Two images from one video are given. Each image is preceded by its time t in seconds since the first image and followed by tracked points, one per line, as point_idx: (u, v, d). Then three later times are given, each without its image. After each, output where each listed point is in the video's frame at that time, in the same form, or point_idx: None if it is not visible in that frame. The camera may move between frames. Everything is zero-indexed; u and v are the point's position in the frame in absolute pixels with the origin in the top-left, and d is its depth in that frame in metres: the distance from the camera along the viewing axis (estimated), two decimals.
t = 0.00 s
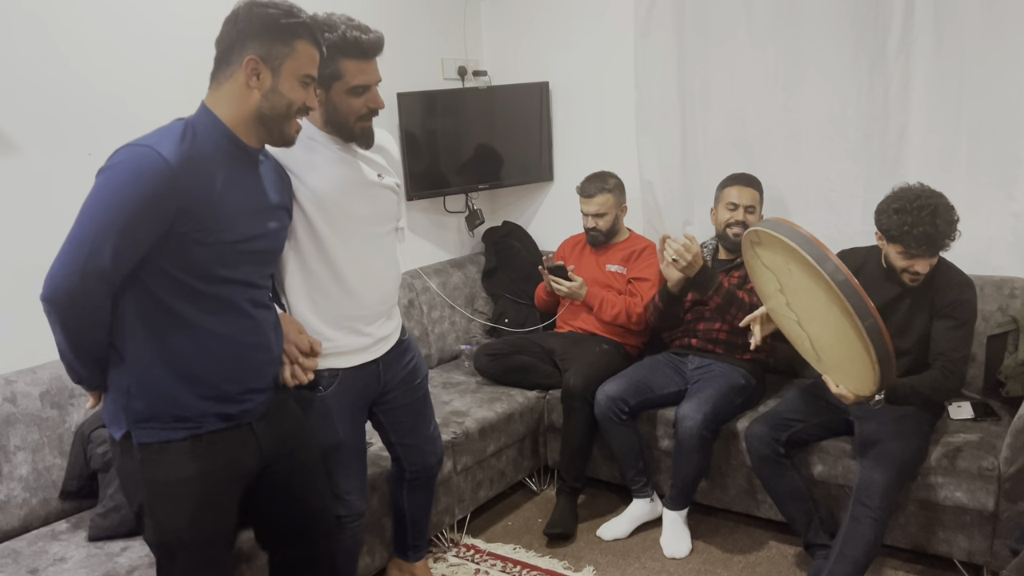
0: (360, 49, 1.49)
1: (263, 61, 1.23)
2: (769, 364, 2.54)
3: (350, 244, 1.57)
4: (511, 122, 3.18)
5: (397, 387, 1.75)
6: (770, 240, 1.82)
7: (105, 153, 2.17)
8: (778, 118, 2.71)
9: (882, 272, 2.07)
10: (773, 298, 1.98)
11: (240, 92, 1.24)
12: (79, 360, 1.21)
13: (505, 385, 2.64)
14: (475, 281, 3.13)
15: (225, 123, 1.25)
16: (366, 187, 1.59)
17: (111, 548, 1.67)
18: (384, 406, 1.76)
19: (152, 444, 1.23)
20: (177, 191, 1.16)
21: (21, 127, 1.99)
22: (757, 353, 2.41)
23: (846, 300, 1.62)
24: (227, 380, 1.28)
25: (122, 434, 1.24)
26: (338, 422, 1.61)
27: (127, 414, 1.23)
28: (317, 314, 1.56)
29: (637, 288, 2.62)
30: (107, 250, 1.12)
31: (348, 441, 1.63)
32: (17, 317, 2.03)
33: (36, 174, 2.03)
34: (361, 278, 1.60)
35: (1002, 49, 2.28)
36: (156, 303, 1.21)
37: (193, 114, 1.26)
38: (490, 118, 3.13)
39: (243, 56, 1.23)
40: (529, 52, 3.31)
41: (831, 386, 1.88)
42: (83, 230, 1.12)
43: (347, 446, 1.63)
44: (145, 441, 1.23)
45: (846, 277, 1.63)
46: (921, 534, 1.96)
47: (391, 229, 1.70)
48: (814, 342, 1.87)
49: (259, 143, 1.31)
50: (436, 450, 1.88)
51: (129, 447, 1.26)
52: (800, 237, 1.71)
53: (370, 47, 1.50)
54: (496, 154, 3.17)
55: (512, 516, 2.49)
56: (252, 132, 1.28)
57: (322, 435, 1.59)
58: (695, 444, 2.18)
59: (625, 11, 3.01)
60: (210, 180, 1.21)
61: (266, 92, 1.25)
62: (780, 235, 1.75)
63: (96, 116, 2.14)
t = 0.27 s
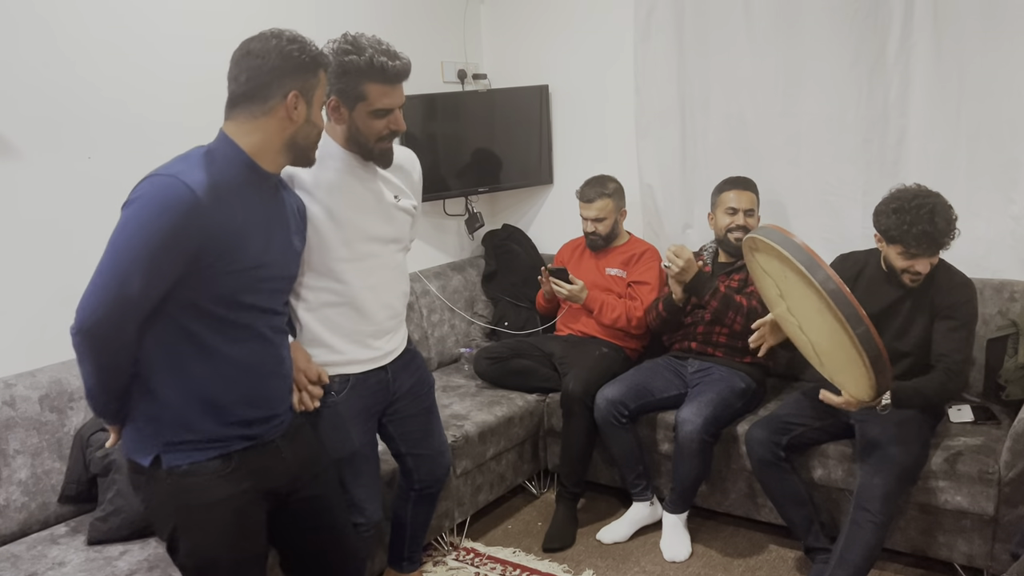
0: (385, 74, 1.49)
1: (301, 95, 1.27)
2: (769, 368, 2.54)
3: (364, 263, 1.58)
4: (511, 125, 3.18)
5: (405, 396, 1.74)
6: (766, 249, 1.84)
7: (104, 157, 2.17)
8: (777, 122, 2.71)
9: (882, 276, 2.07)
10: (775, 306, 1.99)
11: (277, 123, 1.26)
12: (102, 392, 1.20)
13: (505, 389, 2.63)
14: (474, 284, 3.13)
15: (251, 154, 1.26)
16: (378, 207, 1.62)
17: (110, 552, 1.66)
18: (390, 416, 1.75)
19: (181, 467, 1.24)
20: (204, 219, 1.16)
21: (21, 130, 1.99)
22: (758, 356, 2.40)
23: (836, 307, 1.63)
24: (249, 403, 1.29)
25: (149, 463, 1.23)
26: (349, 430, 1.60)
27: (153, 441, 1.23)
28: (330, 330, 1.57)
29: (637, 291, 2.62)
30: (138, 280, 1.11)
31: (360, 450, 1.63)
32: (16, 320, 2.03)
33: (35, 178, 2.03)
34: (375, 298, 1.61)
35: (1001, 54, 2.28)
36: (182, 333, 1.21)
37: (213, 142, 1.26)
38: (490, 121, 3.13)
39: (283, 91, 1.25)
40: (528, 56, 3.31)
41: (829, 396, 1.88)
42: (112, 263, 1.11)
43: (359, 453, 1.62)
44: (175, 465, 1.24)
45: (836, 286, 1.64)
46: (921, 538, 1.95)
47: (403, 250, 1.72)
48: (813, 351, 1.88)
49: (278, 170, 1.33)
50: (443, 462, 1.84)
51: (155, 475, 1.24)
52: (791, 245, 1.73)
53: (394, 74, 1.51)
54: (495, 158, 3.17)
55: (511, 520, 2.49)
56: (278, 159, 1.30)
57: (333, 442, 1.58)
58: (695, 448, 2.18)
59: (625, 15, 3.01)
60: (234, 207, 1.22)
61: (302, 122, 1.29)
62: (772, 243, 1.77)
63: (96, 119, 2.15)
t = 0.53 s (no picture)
0: (408, 61, 1.50)
1: (343, 85, 1.30)
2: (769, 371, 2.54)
3: (390, 255, 1.58)
4: (510, 127, 3.19)
5: (421, 397, 1.72)
6: (767, 233, 1.81)
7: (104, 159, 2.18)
8: (776, 124, 2.71)
9: (881, 278, 2.07)
10: (773, 291, 1.97)
11: (320, 113, 1.29)
12: (140, 361, 1.21)
13: (504, 392, 2.63)
14: (474, 286, 3.13)
15: (297, 143, 1.29)
16: (405, 200, 1.61)
17: (110, 555, 1.66)
18: (405, 417, 1.73)
19: (202, 445, 1.24)
20: (256, 201, 1.18)
21: (21, 132, 1.99)
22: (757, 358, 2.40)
23: (845, 286, 1.61)
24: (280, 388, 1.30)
25: (172, 437, 1.24)
26: (362, 425, 1.60)
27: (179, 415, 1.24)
28: (352, 321, 1.57)
29: (636, 294, 2.62)
30: (187, 255, 1.13)
31: (372, 444, 1.62)
32: (15, 323, 2.02)
33: (35, 182, 2.03)
34: (400, 292, 1.61)
35: (999, 56, 2.29)
36: (224, 312, 1.23)
37: (257, 126, 1.28)
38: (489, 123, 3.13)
39: (326, 82, 1.28)
40: (528, 59, 3.32)
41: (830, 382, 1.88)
42: (164, 235, 1.13)
43: (370, 449, 1.61)
44: (196, 443, 1.24)
45: (842, 265, 1.62)
46: (921, 540, 1.95)
47: (431, 246, 1.71)
48: (814, 338, 1.87)
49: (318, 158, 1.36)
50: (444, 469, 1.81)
51: (178, 449, 1.25)
52: (795, 226, 1.71)
53: (417, 60, 1.51)
54: (495, 160, 3.17)
55: (511, 523, 2.49)
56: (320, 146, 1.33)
57: (345, 436, 1.59)
58: (694, 449, 2.18)
59: (624, 18, 3.02)
60: (283, 193, 1.24)
61: (343, 112, 1.32)
62: (775, 225, 1.75)
63: (96, 121, 2.15)
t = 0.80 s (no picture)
0: (420, 52, 1.50)
1: (355, 75, 1.28)
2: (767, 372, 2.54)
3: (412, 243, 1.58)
4: (509, 128, 3.19)
5: (442, 393, 1.70)
6: (770, 237, 1.82)
7: (102, 161, 2.17)
8: (775, 125, 2.71)
9: (880, 278, 2.07)
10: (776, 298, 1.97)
11: (336, 104, 1.28)
12: (162, 352, 1.21)
13: (503, 393, 2.63)
14: (472, 288, 3.14)
15: (314, 134, 1.28)
16: (422, 188, 1.61)
17: (108, 557, 1.66)
18: (427, 413, 1.70)
19: (223, 433, 1.23)
20: (273, 190, 1.17)
21: (19, 131, 1.99)
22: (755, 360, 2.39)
23: (845, 290, 1.61)
24: (299, 378, 1.29)
25: (195, 426, 1.24)
26: (391, 417, 1.58)
27: (201, 404, 1.24)
28: (379, 310, 1.56)
29: (635, 295, 2.62)
30: (206, 244, 1.13)
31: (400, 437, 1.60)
32: (12, 324, 2.02)
33: (33, 183, 2.03)
34: (423, 279, 1.60)
35: (997, 58, 2.29)
36: (244, 302, 1.22)
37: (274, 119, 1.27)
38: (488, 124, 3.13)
39: (338, 73, 1.26)
40: (526, 60, 3.32)
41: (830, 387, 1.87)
42: (183, 226, 1.13)
43: (396, 442, 1.59)
44: (218, 431, 1.23)
45: (843, 269, 1.63)
46: (920, 540, 1.95)
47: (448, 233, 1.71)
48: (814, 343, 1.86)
49: (338, 150, 1.34)
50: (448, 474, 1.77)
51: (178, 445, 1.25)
52: (797, 231, 1.71)
53: (429, 51, 1.51)
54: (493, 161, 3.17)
55: (510, 524, 2.49)
56: (339, 135, 1.32)
57: (374, 428, 1.56)
58: (691, 447, 2.18)
59: (623, 19, 3.02)
60: (301, 183, 1.23)
61: (359, 101, 1.30)
62: (778, 229, 1.76)
63: (95, 121, 2.15)
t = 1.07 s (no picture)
0: (422, 61, 1.50)
1: (357, 79, 1.28)
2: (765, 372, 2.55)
3: (413, 256, 1.58)
4: (507, 129, 3.19)
5: (441, 402, 1.70)
6: (763, 237, 1.82)
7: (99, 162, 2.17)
8: (773, 126, 2.71)
9: (878, 279, 2.07)
10: (771, 294, 1.98)
11: (335, 108, 1.28)
12: (151, 353, 1.20)
13: (501, 394, 2.63)
14: (471, 289, 3.13)
15: (312, 137, 1.28)
16: (423, 201, 1.60)
17: (105, 559, 1.65)
18: (426, 422, 1.69)
19: (210, 435, 1.23)
20: (266, 192, 1.17)
21: (15, 133, 1.99)
22: (751, 361, 2.40)
23: (835, 292, 1.62)
24: (289, 381, 1.29)
25: (182, 427, 1.23)
26: (393, 426, 1.57)
27: (188, 406, 1.23)
28: (378, 322, 1.56)
29: (633, 296, 2.63)
30: (197, 244, 1.13)
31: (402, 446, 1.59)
32: (9, 326, 2.01)
33: (30, 185, 2.03)
34: (422, 292, 1.60)
35: (993, 58, 2.30)
36: (234, 303, 1.22)
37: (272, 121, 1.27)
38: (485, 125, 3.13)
39: (339, 77, 1.26)
40: (524, 61, 3.32)
41: (826, 383, 1.88)
42: (175, 225, 1.13)
43: (399, 451, 1.57)
44: (205, 432, 1.23)
45: (834, 271, 1.63)
46: (918, 541, 1.95)
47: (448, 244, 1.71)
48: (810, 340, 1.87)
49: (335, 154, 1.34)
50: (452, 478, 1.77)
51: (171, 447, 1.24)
52: (789, 231, 1.72)
53: (430, 61, 1.51)
54: (491, 162, 3.17)
55: (508, 525, 2.48)
56: (337, 140, 1.32)
57: (375, 439, 1.56)
58: (689, 446, 2.18)
59: (620, 20, 3.02)
60: (296, 189, 1.23)
61: (359, 105, 1.30)
62: (770, 229, 1.76)
63: (90, 122, 2.14)
